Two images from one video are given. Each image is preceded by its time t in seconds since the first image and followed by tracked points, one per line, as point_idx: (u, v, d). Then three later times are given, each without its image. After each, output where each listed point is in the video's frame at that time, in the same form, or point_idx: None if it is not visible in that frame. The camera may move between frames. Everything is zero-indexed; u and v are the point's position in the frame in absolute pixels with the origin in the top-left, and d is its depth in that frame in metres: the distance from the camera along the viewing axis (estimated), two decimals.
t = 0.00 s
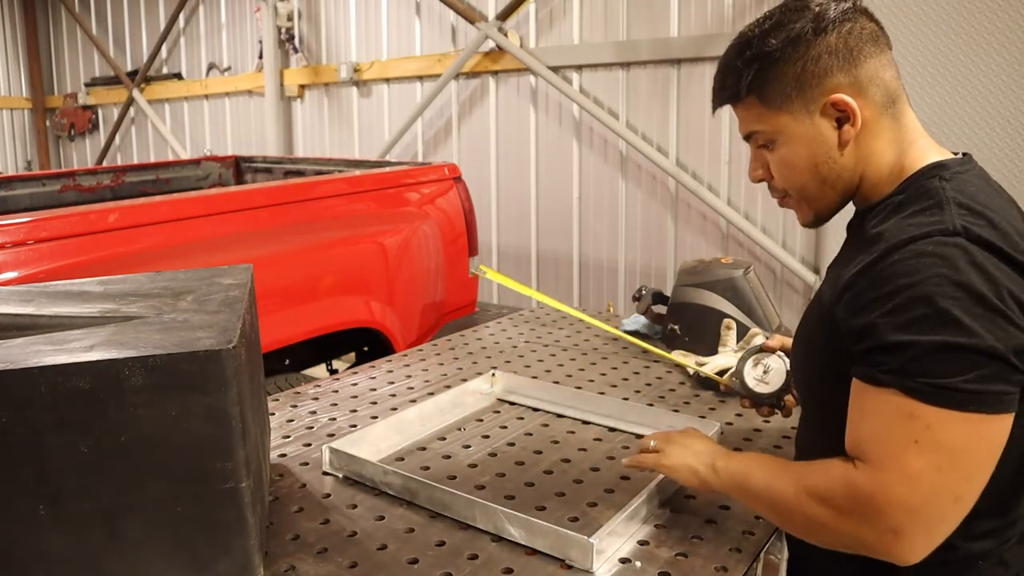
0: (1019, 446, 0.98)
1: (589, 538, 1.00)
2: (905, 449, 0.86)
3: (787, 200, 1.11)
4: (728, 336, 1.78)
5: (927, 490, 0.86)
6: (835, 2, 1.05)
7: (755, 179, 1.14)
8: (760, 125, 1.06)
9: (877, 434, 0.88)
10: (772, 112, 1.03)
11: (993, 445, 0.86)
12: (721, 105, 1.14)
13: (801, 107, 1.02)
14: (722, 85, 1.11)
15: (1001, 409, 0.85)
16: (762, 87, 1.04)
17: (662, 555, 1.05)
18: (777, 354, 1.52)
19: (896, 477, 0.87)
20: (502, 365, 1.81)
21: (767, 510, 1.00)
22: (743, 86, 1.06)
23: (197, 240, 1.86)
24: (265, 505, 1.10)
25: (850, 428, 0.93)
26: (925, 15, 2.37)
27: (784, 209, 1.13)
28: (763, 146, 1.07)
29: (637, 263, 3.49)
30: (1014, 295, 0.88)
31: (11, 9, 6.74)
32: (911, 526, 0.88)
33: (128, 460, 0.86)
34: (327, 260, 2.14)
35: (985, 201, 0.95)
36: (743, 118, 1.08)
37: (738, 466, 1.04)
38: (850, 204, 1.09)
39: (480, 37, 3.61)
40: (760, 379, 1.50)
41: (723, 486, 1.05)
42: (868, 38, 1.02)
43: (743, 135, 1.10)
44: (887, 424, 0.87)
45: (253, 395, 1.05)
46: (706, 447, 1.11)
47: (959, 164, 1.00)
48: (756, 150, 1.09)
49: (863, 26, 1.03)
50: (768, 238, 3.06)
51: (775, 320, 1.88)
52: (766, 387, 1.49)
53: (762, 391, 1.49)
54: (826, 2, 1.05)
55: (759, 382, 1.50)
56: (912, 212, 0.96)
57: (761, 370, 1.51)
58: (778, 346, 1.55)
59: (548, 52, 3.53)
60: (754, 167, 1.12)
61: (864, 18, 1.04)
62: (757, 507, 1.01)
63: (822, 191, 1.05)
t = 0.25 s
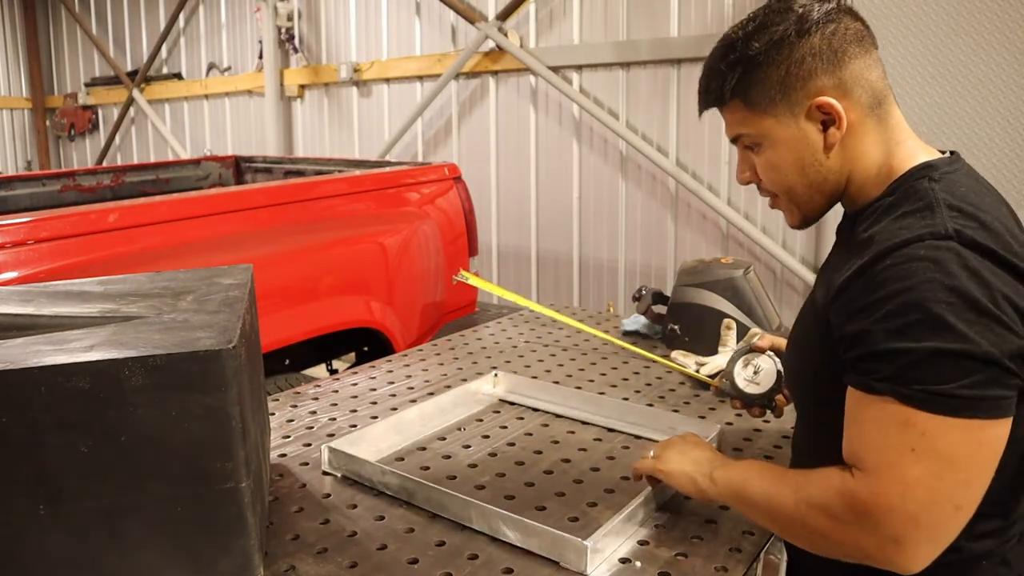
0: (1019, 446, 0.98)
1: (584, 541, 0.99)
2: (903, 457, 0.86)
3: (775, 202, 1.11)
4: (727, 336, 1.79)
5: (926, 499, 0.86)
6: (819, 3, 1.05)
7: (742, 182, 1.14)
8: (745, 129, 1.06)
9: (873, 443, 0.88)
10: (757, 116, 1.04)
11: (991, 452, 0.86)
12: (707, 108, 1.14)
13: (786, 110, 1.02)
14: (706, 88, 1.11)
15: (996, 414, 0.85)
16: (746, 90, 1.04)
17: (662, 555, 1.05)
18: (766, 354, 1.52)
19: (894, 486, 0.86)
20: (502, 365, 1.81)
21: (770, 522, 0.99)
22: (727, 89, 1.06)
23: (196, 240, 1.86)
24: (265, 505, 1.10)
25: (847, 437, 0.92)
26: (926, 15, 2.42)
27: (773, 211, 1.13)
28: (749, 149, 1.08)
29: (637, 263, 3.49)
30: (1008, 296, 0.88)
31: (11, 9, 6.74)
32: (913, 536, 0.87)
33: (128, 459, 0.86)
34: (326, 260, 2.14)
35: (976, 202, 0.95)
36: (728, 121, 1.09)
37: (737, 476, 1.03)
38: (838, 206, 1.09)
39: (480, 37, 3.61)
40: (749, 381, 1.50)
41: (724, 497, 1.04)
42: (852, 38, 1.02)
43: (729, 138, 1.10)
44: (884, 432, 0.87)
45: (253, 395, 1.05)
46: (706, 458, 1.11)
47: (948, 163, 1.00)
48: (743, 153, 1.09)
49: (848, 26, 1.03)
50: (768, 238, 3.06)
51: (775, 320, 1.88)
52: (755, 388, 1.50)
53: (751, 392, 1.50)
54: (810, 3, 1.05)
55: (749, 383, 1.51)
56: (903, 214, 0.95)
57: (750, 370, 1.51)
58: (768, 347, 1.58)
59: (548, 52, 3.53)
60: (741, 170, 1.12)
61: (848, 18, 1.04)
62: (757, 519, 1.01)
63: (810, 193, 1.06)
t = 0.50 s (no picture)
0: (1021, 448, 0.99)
1: (560, 551, 0.97)
2: (913, 456, 0.86)
3: (765, 203, 1.11)
4: (728, 336, 1.80)
5: (937, 497, 0.86)
6: (810, 4, 1.05)
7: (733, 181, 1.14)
8: (734, 129, 1.07)
9: (882, 443, 0.88)
10: (745, 118, 1.04)
11: (996, 445, 0.87)
12: (698, 107, 1.14)
13: (774, 113, 1.02)
14: (696, 88, 1.11)
15: (1003, 407, 0.85)
16: (735, 92, 1.04)
17: (662, 555, 1.05)
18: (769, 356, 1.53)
19: (904, 486, 0.86)
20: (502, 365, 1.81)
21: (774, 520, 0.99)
22: (716, 91, 1.07)
23: (195, 240, 1.85)
24: (265, 505, 1.10)
25: (849, 437, 0.92)
26: (927, 14, 2.41)
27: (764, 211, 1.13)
28: (738, 149, 1.08)
29: (637, 263, 3.49)
30: (1005, 292, 0.89)
31: (11, 9, 6.74)
32: (924, 536, 0.87)
33: (128, 459, 0.86)
34: (325, 260, 2.14)
35: (968, 199, 0.95)
36: (717, 122, 1.09)
37: (737, 474, 1.03)
38: (828, 208, 1.09)
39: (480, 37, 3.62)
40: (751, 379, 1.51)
41: (726, 494, 1.04)
42: (842, 41, 1.01)
43: (719, 138, 1.11)
44: (892, 432, 0.87)
45: (253, 395, 1.05)
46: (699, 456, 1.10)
47: (938, 164, 0.99)
48: (732, 153, 1.10)
49: (838, 29, 1.02)
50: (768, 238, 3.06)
51: (775, 321, 1.88)
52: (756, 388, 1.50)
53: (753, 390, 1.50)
54: (801, 4, 1.05)
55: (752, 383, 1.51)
56: (893, 214, 0.95)
57: (753, 372, 1.51)
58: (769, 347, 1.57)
59: (548, 52, 3.53)
60: (731, 169, 1.13)
61: (839, 20, 1.04)
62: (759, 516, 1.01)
63: (798, 195, 1.06)
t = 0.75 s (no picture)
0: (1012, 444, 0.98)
1: (560, 550, 0.97)
2: (837, 447, 0.88)
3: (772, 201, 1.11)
4: (728, 336, 1.81)
5: (843, 487, 0.89)
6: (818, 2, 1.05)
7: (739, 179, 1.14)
8: (742, 127, 1.06)
9: (814, 422, 0.90)
10: (755, 116, 1.04)
11: (920, 453, 0.87)
12: (704, 105, 1.14)
13: (783, 111, 1.02)
14: (703, 86, 1.11)
15: (938, 420, 0.85)
16: (743, 89, 1.03)
17: (662, 555, 1.05)
18: (769, 353, 1.54)
19: (817, 470, 0.90)
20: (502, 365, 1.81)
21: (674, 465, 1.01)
22: (723, 89, 1.06)
23: (195, 240, 1.85)
24: (265, 505, 1.10)
25: (789, 410, 0.94)
26: (927, 14, 2.41)
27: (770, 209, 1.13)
28: (745, 147, 1.08)
29: (637, 263, 3.49)
30: (985, 306, 0.87)
31: (11, 9, 6.75)
32: (818, 516, 0.91)
33: (129, 459, 0.86)
34: (326, 260, 2.14)
35: (970, 202, 0.95)
36: (725, 120, 1.08)
37: (653, 414, 1.03)
38: (835, 206, 1.09)
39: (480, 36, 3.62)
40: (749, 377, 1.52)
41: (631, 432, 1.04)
42: (852, 39, 1.01)
43: (725, 135, 1.10)
44: (827, 416, 0.89)
45: (253, 395, 1.05)
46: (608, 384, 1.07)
47: (943, 165, 1.00)
48: (739, 151, 1.10)
49: (848, 27, 1.02)
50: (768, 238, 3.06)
51: (775, 321, 1.88)
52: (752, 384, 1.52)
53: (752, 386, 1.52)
54: (810, 2, 1.05)
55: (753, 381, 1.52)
56: (895, 217, 0.96)
57: (754, 369, 1.53)
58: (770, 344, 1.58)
59: (548, 52, 3.53)
60: (737, 167, 1.12)
61: (849, 17, 1.04)
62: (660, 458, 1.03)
63: (805, 194, 1.06)
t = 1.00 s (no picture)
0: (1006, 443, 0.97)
1: (560, 551, 0.97)
2: (827, 443, 0.85)
3: (767, 201, 1.11)
4: (727, 336, 1.79)
5: (843, 487, 0.85)
6: (809, 3, 1.05)
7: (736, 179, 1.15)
8: (733, 129, 1.07)
9: (803, 420, 0.87)
10: (744, 118, 1.04)
11: (919, 451, 0.84)
12: (699, 107, 1.14)
13: (773, 113, 1.02)
14: (697, 88, 1.11)
15: (928, 415, 0.83)
16: (733, 92, 1.04)
17: (662, 554, 1.05)
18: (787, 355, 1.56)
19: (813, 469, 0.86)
20: (502, 366, 1.81)
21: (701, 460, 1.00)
22: (715, 91, 1.07)
23: (195, 240, 1.85)
24: (265, 505, 1.10)
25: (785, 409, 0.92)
26: (927, 14, 2.41)
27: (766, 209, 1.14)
28: (739, 148, 1.08)
29: (637, 263, 3.49)
30: (960, 303, 0.85)
31: (11, 9, 6.75)
32: (818, 518, 0.87)
33: (129, 459, 0.86)
34: (325, 260, 2.14)
35: (953, 204, 0.93)
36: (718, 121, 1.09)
37: (688, 413, 1.03)
38: (828, 206, 1.09)
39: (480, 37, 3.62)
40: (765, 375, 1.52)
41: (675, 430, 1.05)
42: (840, 41, 1.01)
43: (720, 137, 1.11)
44: (816, 413, 0.86)
45: (253, 395, 1.05)
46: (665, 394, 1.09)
47: (932, 166, 0.98)
48: (733, 152, 1.10)
49: (837, 29, 1.02)
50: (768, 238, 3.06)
51: (775, 322, 1.88)
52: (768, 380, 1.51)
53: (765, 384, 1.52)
54: (800, 3, 1.04)
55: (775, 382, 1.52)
56: (877, 218, 0.95)
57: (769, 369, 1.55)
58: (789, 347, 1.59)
59: (548, 52, 3.53)
60: (734, 168, 1.13)
61: (839, 19, 1.03)
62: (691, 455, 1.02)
63: (797, 194, 1.06)
